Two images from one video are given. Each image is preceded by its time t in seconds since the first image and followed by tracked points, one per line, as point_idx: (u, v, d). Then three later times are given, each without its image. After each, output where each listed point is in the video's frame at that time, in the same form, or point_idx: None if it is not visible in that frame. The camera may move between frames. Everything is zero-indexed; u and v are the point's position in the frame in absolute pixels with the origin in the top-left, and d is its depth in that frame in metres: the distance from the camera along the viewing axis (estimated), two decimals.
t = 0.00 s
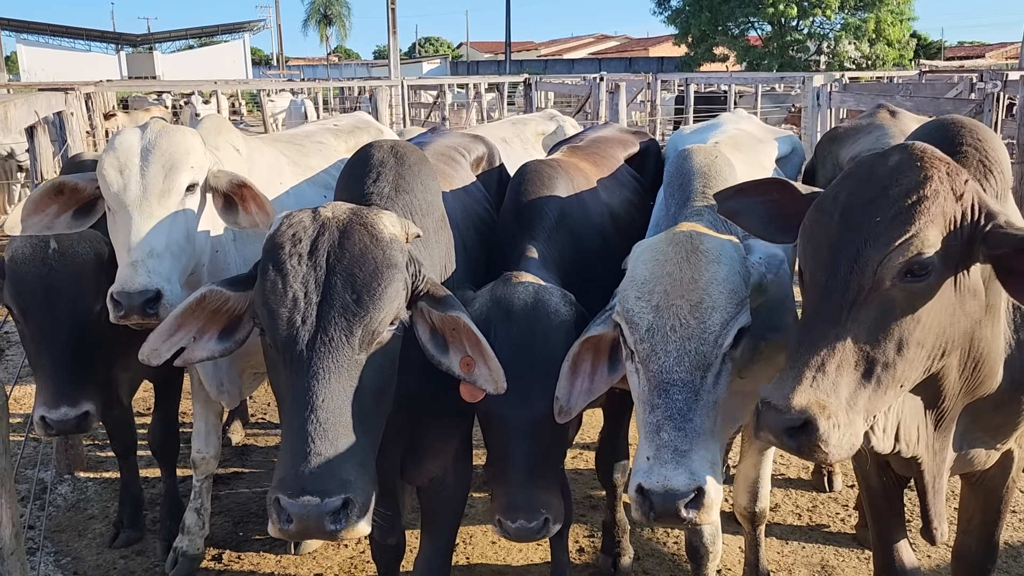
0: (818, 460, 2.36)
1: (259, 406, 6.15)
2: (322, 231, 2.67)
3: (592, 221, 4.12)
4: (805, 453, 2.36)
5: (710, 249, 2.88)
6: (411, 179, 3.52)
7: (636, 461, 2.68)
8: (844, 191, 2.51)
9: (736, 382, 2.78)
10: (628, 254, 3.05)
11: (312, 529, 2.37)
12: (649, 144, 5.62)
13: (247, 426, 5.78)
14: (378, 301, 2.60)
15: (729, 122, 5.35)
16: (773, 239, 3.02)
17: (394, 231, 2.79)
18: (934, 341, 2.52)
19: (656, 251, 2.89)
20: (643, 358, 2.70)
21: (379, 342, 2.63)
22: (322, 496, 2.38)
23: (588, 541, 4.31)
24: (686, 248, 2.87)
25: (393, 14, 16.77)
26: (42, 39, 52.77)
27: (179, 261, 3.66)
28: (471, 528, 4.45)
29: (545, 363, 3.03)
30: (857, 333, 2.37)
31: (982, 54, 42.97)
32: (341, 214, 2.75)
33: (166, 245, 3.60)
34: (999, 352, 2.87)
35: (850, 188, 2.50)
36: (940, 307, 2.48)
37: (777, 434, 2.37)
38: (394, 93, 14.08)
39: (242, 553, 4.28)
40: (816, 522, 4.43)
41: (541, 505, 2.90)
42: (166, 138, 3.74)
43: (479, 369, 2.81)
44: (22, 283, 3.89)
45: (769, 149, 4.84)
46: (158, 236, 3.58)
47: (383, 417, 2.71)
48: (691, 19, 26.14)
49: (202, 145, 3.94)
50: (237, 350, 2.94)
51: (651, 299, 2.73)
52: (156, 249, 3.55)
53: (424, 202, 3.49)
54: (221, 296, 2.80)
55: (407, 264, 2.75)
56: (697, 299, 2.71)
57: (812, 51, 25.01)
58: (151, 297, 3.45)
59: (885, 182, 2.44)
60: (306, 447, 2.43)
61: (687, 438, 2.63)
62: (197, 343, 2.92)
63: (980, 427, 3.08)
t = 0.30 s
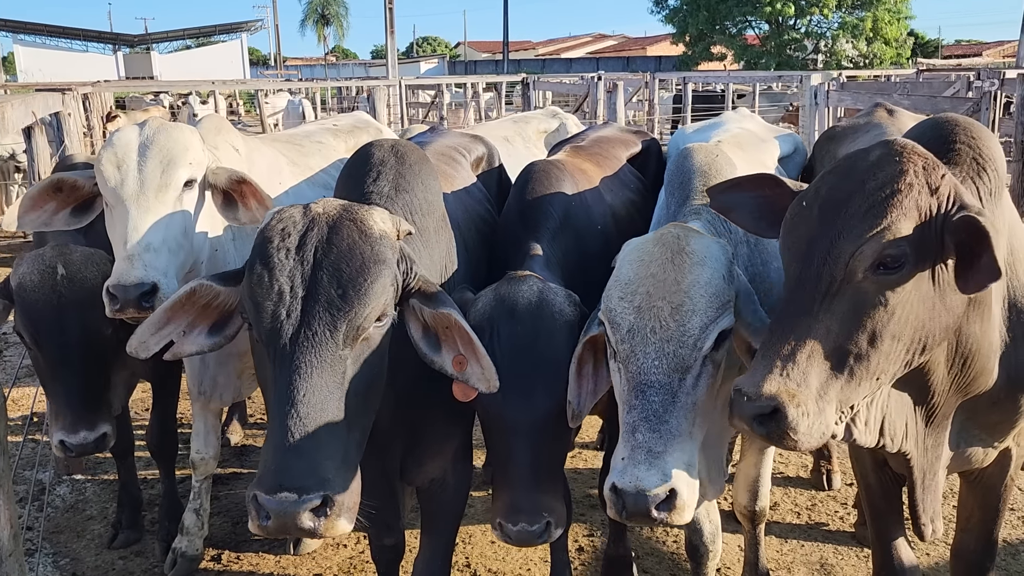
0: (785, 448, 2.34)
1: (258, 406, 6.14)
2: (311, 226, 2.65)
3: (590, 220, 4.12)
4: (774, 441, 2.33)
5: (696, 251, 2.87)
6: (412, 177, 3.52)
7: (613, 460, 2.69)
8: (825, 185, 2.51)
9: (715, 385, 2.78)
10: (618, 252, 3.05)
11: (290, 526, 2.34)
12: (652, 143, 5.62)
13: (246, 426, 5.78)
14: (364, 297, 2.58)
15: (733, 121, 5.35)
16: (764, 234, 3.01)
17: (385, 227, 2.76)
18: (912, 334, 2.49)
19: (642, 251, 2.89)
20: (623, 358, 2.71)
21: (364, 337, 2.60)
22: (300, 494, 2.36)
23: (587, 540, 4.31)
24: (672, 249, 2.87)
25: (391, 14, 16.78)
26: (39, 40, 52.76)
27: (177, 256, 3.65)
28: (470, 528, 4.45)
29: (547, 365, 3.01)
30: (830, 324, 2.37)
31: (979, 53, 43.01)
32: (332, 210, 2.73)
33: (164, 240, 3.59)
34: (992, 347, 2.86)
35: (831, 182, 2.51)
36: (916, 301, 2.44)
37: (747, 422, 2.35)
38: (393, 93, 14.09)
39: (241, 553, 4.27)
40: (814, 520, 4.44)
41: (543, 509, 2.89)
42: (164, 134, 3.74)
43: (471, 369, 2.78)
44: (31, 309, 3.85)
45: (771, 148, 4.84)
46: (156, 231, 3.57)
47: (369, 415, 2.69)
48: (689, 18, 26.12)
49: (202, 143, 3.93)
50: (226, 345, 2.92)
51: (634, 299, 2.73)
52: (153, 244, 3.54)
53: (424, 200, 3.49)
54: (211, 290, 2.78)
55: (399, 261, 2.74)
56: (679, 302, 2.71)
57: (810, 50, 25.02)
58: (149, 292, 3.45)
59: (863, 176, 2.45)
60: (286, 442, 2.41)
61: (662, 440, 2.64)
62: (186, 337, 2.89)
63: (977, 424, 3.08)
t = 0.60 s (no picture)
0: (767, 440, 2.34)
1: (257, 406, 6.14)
2: (305, 219, 2.66)
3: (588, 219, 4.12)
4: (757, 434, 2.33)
5: (685, 253, 2.86)
6: (412, 176, 3.52)
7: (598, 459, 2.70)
8: (816, 181, 2.51)
9: (701, 387, 2.77)
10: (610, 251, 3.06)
11: (278, 518, 2.35)
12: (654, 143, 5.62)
13: (245, 427, 5.78)
14: (356, 289, 2.56)
15: (737, 120, 5.35)
16: (757, 230, 3.01)
17: (379, 221, 2.76)
18: (899, 330, 2.48)
19: (632, 252, 2.88)
20: (609, 359, 2.72)
21: (356, 330, 2.58)
22: (289, 485, 2.35)
23: (586, 539, 4.31)
24: (662, 251, 2.86)
25: (389, 14, 16.77)
26: (36, 40, 52.72)
27: (176, 255, 3.65)
28: (470, 528, 4.45)
29: (548, 361, 3.00)
30: (814, 319, 2.37)
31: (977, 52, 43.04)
32: (327, 204, 2.73)
33: (162, 239, 3.58)
34: (986, 346, 2.86)
35: (822, 178, 2.51)
36: (903, 297, 2.43)
37: (731, 415, 2.35)
38: (391, 92, 14.08)
39: (240, 554, 4.27)
40: (814, 519, 4.44)
41: (541, 509, 2.88)
42: (163, 134, 3.74)
43: (466, 362, 2.77)
44: (37, 301, 3.83)
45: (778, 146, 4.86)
46: (154, 230, 3.57)
47: (362, 410, 2.68)
48: (687, 17, 26.11)
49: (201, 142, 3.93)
50: (220, 338, 2.92)
51: (621, 300, 2.73)
52: (151, 243, 3.54)
53: (424, 199, 3.49)
54: (205, 283, 2.77)
55: (392, 256, 2.73)
56: (665, 304, 2.71)
57: (808, 49, 25.02)
58: (148, 290, 3.46)
59: (852, 172, 2.45)
60: (274, 435, 2.41)
61: (645, 441, 2.64)
62: (179, 330, 2.89)
63: (973, 422, 3.09)
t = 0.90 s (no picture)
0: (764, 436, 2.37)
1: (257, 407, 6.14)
2: (302, 215, 2.65)
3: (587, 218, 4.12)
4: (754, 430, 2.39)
5: (678, 254, 2.85)
6: (410, 175, 3.52)
7: (597, 463, 2.70)
8: (813, 179, 2.51)
9: (697, 387, 2.78)
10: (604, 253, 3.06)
11: (279, 514, 2.34)
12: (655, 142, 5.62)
13: (245, 427, 5.78)
14: (355, 285, 2.56)
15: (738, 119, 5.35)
16: (755, 226, 3.02)
17: (376, 217, 2.75)
18: (895, 327, 2.47)
19: (625, 254, 2.88)
20: (605, 362, 2.72)
21: (354, 325, 2.59)
22: (290, 480, 2.35)
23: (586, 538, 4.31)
24: (655, 252, 2.86)
25: (387, 13, 16.76)
26: (35, 41, 52.75)
27: (175, 254, 3.65)
28: (469, 528, 4.46)
29: (549, 379, 2.92)
30: (809, 315, 2.38)
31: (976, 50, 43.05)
32: (324, 200, 2.72)
33: (162, 237, 3.58)
34: (983, 344, 2.86)
35: (819, 176, 2.51)
36: (898, 294, 2.42)
37: (727, 408, 2.40)
38: (390, 92, 14.08)
39: (240, 554, 4.28)
40: (813, 518, 4.44)
41: (541, 525, 2.83)
42: (161, 132, 3.73)
43: (466, 357, 2.76)
44: (36, 283, 3.85)
45: (781, 145, 4.86)
46: (154, 228, 3.57)
47: (361, 407, 2.68)
48: (686, 17, 26.11)
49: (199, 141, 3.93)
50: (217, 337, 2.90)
51: (616, 303, 2.73)
52: (151, 240, 3.54)
53: (422, 197, 3.49)
54: (202, 281, 2.77)
55: (391, 253, 2.73)
56: (660, 305, 2.71)
57: (807, 48, 25.02)
58: (147, 288, 3.47)
59: (849, 170, 2.45)
60: (274, 431, 2.42)
61: (644, 443, 2.64)
62: (176, 328, 2.89)
63: (971, 421, 3.09)
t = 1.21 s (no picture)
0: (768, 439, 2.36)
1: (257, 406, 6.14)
2: (299, 212, 2.65)
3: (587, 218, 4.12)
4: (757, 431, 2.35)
5: (684, 255, 2.86)
6: (410, 175, 3.52)
7: (605, 465, 2.69)
8: (814, 179, 2.51)
9: (705, 388, 2.79)
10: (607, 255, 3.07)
11: (270, 511, 2.35)
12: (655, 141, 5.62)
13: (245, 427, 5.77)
14: (350, 282, 2.56)
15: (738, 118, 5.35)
16: (754, 228, 3.02)
17: (374, 215, 2.75)
18: (895, 328, 2.47)
19: (630, 256, 2.87)
20: (613, 365, 2.71)
21: (348, 322, 2.58)
22: (280, 478, 2.35)
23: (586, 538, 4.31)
24: (660, 254, 2.85)
25: (387, 13, 16.77)
26: (35, 41, 52.75)
27: (175, 254, 3.65)
28: (470, 527, 4.46)
29: (555, 378, 2.90)
30: (811, 316, 2.38)
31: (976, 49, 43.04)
32: (321, 198, 2.71)
33: (162, 237, 3.59)
34: (981, 344, 2.86)
35: (820, 176, 2.51)
36: (899, 295, 2.43)
37: (729, 412, 2.37)
38: (390, 92, 14.07)
39: (240, 554, 4.28)
40: (814, 517, 4.44)
41: (545, 524, 2.83)
42: (161, 132, 3.74)
43: (463, 357, 2.76)
44: (37, 292, 3.83)
45: (783, 144, 4.86)
46: (154, 227, 3.57)
47: (355, 404, 2.68)
48: (686, 16, 26.11)
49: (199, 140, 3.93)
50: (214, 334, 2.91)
51: (623, 306, 2.73)
52: (151, 240, 3.54)
53: (422, 197, 3.49)
54: (201, 278, 2.77)
55: (388, 251, 2.74)
56: (667, 307, 2.71)
57: (807, 48, 25.02)
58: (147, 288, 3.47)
59: (850, 170, 2.44)
60: (269, 429, 2.41)
61: (653, 445, 2.63)
62: (173, 325, 2.88)
63: (970, 420, 3.09)
